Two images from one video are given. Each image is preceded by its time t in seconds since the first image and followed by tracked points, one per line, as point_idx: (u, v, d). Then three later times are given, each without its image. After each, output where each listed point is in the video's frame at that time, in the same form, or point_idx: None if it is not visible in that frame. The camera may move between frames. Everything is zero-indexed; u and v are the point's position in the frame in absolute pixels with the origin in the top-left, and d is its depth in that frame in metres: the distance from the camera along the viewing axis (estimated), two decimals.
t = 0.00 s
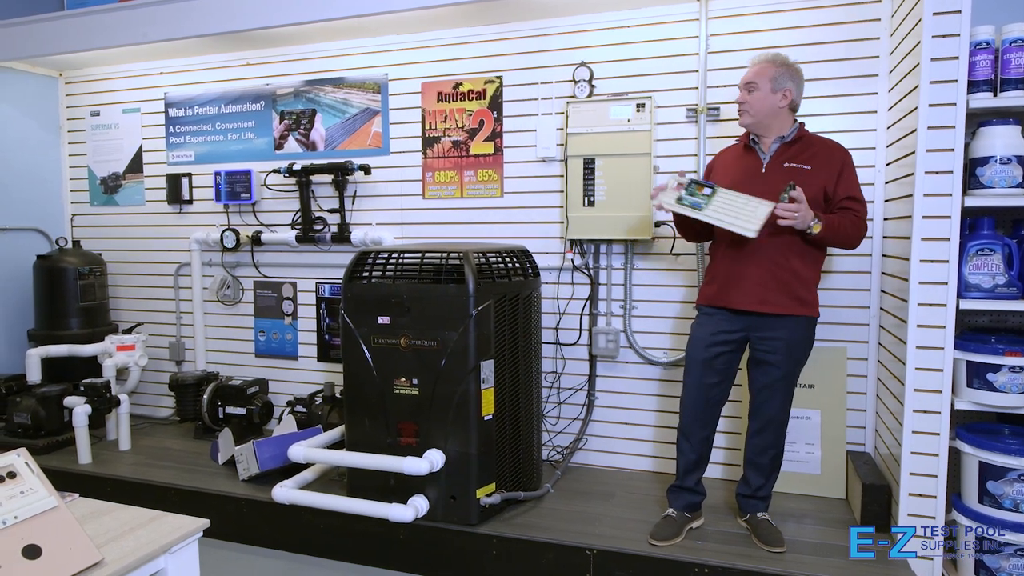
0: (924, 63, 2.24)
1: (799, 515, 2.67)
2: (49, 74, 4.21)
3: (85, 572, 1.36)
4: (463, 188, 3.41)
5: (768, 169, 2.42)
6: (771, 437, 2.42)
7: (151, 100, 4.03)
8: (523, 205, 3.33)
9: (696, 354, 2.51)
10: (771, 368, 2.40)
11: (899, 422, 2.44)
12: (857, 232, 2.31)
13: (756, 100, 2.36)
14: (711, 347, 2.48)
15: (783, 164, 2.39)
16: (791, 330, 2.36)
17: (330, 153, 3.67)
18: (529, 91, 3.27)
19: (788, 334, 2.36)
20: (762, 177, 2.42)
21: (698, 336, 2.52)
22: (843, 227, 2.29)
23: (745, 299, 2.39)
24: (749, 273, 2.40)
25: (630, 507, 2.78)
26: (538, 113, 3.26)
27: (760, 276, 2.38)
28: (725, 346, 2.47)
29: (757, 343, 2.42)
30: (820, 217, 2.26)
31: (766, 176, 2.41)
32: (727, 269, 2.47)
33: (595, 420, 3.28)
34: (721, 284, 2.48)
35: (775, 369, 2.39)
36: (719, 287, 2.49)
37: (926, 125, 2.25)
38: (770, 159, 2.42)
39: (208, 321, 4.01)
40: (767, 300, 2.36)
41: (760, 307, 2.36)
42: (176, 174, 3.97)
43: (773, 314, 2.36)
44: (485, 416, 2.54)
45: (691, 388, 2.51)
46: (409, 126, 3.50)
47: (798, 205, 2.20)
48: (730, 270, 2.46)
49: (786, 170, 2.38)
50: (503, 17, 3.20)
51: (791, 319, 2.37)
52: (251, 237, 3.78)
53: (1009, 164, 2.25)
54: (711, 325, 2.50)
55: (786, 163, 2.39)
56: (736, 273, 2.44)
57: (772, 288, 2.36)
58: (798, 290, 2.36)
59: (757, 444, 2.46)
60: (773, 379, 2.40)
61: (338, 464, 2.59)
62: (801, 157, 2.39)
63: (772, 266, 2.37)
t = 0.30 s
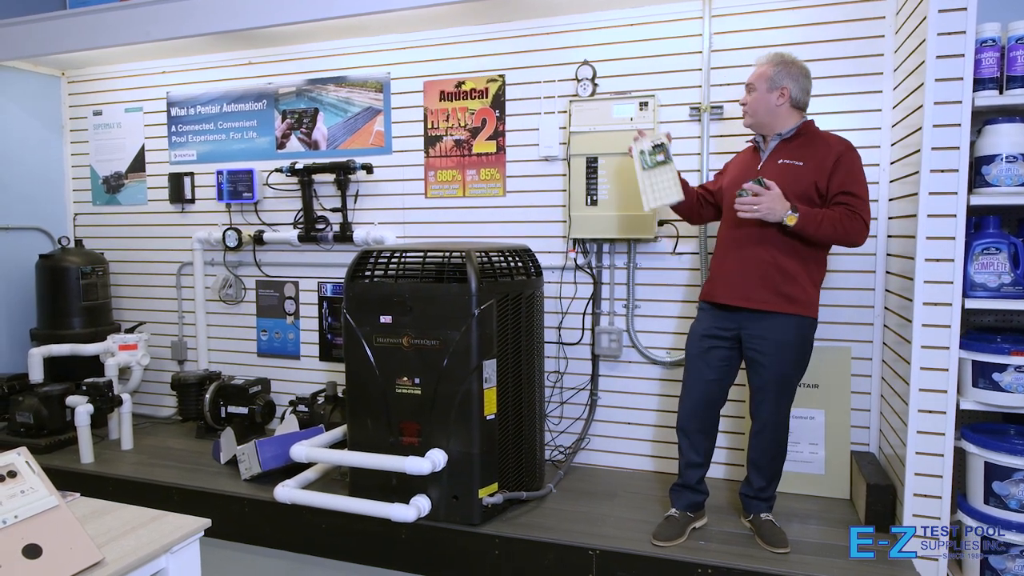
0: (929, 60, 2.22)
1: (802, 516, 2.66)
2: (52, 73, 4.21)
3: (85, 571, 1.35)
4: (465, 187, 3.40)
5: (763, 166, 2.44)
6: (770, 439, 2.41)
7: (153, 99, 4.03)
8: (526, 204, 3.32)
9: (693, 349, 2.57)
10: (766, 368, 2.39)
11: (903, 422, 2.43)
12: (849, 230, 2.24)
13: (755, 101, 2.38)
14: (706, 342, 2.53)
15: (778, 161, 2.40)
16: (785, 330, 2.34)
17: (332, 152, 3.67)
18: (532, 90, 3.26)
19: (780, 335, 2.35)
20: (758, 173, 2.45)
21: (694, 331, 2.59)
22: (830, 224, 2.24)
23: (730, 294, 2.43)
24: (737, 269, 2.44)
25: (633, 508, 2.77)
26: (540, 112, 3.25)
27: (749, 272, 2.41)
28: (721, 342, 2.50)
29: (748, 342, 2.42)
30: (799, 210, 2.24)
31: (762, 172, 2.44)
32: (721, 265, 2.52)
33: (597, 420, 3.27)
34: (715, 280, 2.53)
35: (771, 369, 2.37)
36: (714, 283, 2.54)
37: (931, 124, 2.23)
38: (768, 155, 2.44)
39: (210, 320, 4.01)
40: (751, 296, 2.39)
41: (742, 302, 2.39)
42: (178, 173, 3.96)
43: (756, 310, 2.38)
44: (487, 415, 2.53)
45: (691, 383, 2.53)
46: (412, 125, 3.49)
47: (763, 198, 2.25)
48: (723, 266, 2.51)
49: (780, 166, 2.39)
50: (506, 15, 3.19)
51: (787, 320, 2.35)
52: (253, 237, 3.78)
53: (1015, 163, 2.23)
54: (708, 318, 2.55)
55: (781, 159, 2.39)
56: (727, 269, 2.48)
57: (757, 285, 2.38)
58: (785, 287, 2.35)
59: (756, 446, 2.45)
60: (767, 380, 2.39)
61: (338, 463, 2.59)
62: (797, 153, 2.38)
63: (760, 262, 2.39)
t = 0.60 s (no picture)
0: (934, 60, 2.22)
1: (805, 517, 2.65)
2: (56, 74, 4.22)
3: (90, 571, 1.36)
4: (468, 187, 3.40)
5: (764, 165, 2.44)
6: (771, 440, 2.40)
7: (157, 99, 4.04)
8: (529, 204, 3.32)
9: (693, 348, 2.57)
10: (767, 368, 2.38)
11: (907, 423, 2.42)
12: (847, 231, 2.24)
13: (762, 101, 2.37)
14: (706, 342, 2.52)
15: (777, 161, 2.40)
16: (783, 330, 2.34)
17: (336, 153, 3.67)
18: (535, 90, 3.26)
19: (779, 335, 2.35)
20: (758, 173, 2.44)
21: (696, 329, 2.58)
22: (827, 224, 2.24)
23: (729, 292, 2.44)
24: (737, 266, 2.44)
25: (637, 508, 2.76)
26: (544, 112, 3.25)
27: (747, 271, 2.41)
28: (722, 341, 2.49)
29: (748, 342, 2.42)
30: (793, 210, 2.24)
31: (761, 171, 2.43)
32: (721, 262, 2.51)
33: (601, 420, 3.27)
34: (715, 277, 2.54)
35: (772, 370, 2.37)
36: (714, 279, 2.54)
37: (936, 124, 2.23)
38: (769, 154, 2.44)
39: (214, 320, 4.02)
40: (749, 295, 2.39)
41: (741, 301, 2.40)
42: (182, 173, 3.97)
43: (755, 309, 2.38)
44: (490, 415, 2.53)
45: (693, 383, 2.53)
46: (415, 125, 3.50)
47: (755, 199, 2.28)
48: (723, 263, 2.51)
49: (780, 165, 2.38)
50: (510, 16, 3.19)
51: (787, 319, 2.35)
52: (257, 237, 3.79)
53: (1020, 163, 2.23)
54: (708, 318, 2.54)
55: (781, 159, 2.39)
56: (726, 266, 2.48)
57: (756, 283, 2.38)
58: (783, 287, 2.35)
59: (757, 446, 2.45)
60: (767, 380, 2.38)
61: (339, 463, 2.59)
62: (797, 153, 2.38)
63: (759, 261, 2.38)
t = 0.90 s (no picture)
0: (938, 59, 2.21)
1: (809, 517, 2.65)
2: (60, 74, 4.23)
3: (95, 571, 1.36)
4: (471, 187, 3.40)
5: (764, 163, 2.43)
6: (775, 439, 2.40)
7: (160, 100, 4.05)
8: (532, 204, 3.32)
9: (697, 348, 2.56)
10: (771, 368, 2.38)
11: (912, 423, 2.41)
12: (850, 229, 2.24)
13: (778, 97, 2.34)
14: (709, 341, 2.52)
15: (778, 160, 2.39)
16: (787, 329, 2.34)
17: (338, 153, 3.68)
18: (538, 90, 3.26)
19: (782, 334, 2.34)
20: (758, 172, 2.43)
21: (699, 329, 2.57)
22: (829, 222, 2.23)
23: (732, 291, 2.44)
24: (739, 264, 2.44)
25: (640, 508, 2.76)
26: (547, 112, 3.24)
27: (749, 270, 2.40)
28: (724, 339, 2.49)
29: (752, 341, 2.41)
30: (799, 210, 2.23)
31: (761, 170, 2.42)
32: (724, 260, 2.50)
33: (604, 420, 3.27)
34: (718, 274, 2.53)
35: (775, 369, 2.37)
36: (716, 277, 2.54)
37: (941, 123, 2.22)
38: (769, 153, 2.43)
39: (217, 320, 4.02)
40: (752, 293, 2.38)
41: (744, 300, 2.40)
42: (186, 173, 3.98)
43: (757, 308, 2.38)
44: (494, 415, 2.53)
45: (697, 382, 2.52)
46: (418, 125, 3.50)
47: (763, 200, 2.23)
48: (725, 261, 2.50)
49: (780, 164, 2.38)
50: (513, 16, 3.19)
51: (790, 318, 2.34)
52: (260, 237, 3.79)
53: None
54: (711, 317, 2.53)
55: (781, 158, 2.39)
56: (729, 264, 2.48)
57: (758, 281, 2.38)
58: (786, 285, 2.34)
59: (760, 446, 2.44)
60: (771, 380, 2.38)
61: (343, 463, 2.59)
62: (798, 151, 2.38)
63: (761, 259, 2.38)
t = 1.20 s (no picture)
0: (941, 59, 2.20)
1: (811, 517, 2.64)
2: (63, 74, 4.24)
3: (97, 571, 1.36)
4: (473, 187, 3.40)
5: (766, 164, 2.43)
6: (777, 439, 2.40)
7: (163, 100, 4.05)
8: (534, 204, 3.31)
9: (698, 348, 2.55)
10: (773, 368, 2.37)
11: (915, 424, 2.41)
12: (853, 229, 2.24)
13: (789, 96, 2.32)
14: (711, 341, 2.51)
15: (779, 160, 2.39)
16: (789, 329, 2.34)
17: (341, 153, 3.68)
18: (540, 90, 3.26)
19: (784, 334, 2.34)
20: (760, 172, 2.43)
21: (700, 329, 2.56)
22: (831, 223, 2.23)
23: (734, 291, 2.43)
24: (740, 264, 2.44)
25: (643, 509, 2.76)
26: (549, 112, 3.24)
27: (751, 271, 2.40)
28: (726, 339, 2.48)
29: (754, 342, 2.41)
30: (802, 212, 2.23)
31: (763, 171, 2.42)
32: (725, 260, 2.50)
33: (606, 420, 3.26)
34: (719, 274, 2.53)
35: (777, 369, 2.36)
36: (717, 277, 2.54)
37: (943, 123, 2.22)
38: (771, 154, 2.43)
39: (220, 320, 4.03)
40: (753, 294, 2.38)
41: (746, 300, 2.39)
42: (188, 173, 3.98)
43: (759, 308, 2.37)
44: (496, 415, 2.53)
45: (699, 383, 2.52)
46: (420, 125, 3.50)
47: (766, 204, 2.24)
48: (726, 261, 2.50)
49: (782, 165, 2.37)
50: (515, 16, 3.18)
51: (792, 318, 2.34)
52: (262, 237, 3.79)
53: None
54: (713, 318, 2.53)
55: (783, 158, 2.38)
56: (730, 264, 2.47)
57: (759, 282, 2.38)
58: (787, 285, 2.34)
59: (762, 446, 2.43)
60: (773, 380, 2.37)
61: (345, 463, 2.59)
62: (800, 152, 2.37)
63: (763, 260, 2.38)
